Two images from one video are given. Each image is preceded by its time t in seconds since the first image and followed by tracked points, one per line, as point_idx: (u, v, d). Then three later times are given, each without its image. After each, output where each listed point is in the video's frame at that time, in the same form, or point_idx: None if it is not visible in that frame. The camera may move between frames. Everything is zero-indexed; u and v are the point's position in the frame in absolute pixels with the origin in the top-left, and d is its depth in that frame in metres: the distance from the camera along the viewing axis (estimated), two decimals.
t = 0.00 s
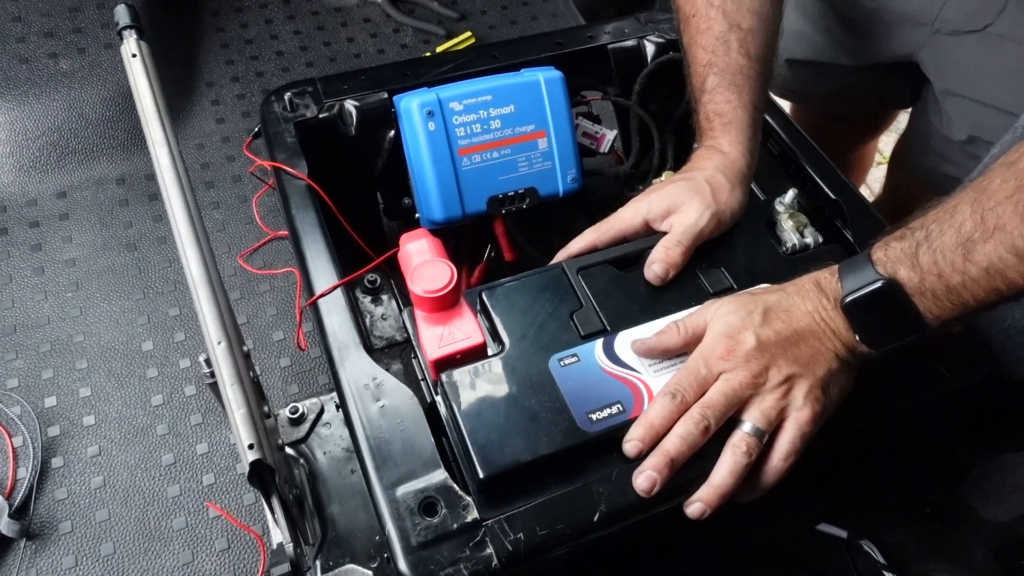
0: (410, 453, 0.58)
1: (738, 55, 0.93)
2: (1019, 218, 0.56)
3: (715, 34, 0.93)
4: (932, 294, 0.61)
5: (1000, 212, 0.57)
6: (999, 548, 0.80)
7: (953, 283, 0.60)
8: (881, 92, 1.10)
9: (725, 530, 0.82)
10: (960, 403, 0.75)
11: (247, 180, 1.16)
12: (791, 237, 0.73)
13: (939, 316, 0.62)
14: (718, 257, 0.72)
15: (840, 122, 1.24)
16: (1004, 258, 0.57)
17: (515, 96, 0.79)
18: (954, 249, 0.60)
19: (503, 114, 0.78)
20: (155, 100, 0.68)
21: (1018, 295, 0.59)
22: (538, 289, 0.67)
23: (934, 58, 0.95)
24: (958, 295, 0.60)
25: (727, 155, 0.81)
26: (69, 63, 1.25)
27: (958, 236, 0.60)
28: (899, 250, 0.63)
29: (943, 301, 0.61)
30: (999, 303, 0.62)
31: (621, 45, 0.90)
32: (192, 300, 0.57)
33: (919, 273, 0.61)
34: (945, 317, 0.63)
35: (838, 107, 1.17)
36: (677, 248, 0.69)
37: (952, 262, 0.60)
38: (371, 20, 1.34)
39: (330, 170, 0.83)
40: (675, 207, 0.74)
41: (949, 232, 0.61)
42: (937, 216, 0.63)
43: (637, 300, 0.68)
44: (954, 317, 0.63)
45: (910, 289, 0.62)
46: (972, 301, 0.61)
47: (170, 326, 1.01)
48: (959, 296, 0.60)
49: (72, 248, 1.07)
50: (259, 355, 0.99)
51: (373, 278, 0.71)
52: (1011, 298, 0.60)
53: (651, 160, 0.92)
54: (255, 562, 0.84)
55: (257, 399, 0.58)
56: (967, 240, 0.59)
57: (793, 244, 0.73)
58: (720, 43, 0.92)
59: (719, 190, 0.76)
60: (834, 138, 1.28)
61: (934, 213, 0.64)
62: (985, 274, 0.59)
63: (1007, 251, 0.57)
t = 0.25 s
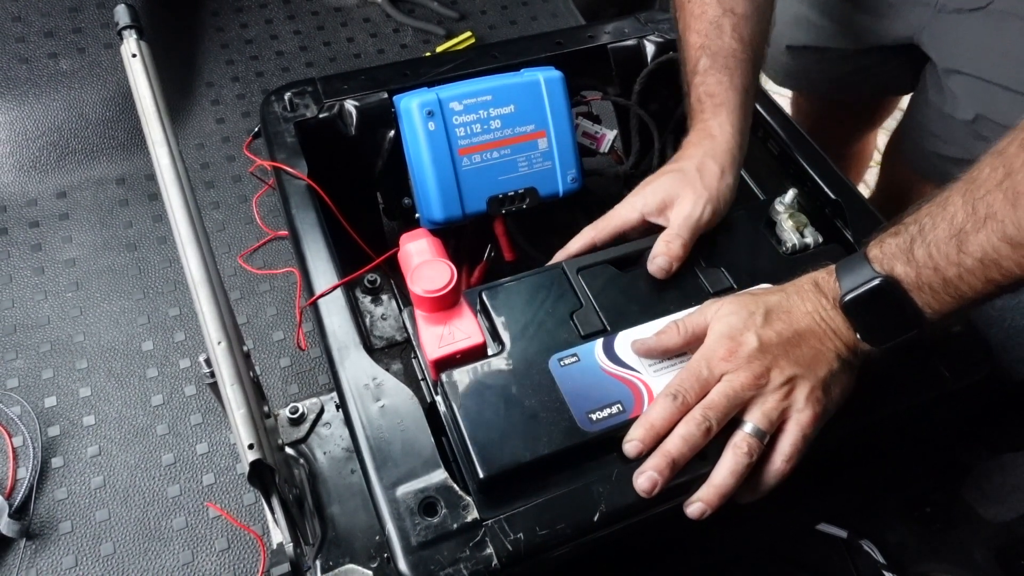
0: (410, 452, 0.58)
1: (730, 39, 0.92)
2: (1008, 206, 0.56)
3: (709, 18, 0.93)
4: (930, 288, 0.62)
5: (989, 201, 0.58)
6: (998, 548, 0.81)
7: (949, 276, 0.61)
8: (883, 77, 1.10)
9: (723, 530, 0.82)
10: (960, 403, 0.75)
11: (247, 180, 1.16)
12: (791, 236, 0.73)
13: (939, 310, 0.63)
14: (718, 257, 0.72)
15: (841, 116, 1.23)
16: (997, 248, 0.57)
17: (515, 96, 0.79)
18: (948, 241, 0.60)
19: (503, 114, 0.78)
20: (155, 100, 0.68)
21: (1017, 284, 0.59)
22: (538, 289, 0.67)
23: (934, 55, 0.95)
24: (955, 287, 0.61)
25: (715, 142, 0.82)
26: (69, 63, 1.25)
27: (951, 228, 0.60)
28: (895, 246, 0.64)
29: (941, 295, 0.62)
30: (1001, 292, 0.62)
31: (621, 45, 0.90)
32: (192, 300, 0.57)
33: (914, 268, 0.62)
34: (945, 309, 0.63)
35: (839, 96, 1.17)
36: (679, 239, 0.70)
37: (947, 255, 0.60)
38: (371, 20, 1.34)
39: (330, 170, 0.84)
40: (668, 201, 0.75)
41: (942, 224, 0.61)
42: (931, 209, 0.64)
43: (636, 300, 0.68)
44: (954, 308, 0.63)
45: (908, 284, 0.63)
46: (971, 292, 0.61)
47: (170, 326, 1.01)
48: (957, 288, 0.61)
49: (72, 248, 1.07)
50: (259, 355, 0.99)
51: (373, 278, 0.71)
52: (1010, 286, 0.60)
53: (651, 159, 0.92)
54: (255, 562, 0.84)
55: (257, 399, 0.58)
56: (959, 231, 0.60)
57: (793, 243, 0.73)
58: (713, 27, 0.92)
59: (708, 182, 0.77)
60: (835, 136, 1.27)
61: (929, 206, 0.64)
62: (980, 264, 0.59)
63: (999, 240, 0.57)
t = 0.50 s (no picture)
0: (410, 452, 0.58)
1: None
2: (1002, 194, 0.56)
3: None
4: (929, 281, 0.62)
5: (983, 190, 0.58)
6: (998, 548, 0.81)
7: (946, 267, 0.61)
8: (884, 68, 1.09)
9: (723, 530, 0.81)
10: (960, 403, 0.75)
11: (247, 180, 1.16)
12: (791, 237, 0.73)
13: (937, 303, 0.63)
14: (718, 257, 0.72)
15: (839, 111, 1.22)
16: (993, 236, 0.57)
17: (515, 96, 0.79)
18: (943, 232, 0.60)
19: (503, 114, 0.78)
20: (155, 100, 0.68)
21: (1014, 273, 0.59)
22: (538, 290, 0.67)
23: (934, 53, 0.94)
24: (953, 278, 0.61)
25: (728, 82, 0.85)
26: (69, 62, 1.25)
27: (946, 220, 0.61)
28: (891, 240, 0.64)
29: (939, 287, 0.62)
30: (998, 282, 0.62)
31: (621, 45, 0.90)
32: (192, 300, 0.57)
33: (912, 260, 0.62)
34: (944, 301, 0.63)
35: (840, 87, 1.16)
36: (702, 180, 0.74)
37: (944, 246, 0.60)
38: (371, 20, 1.34)
39: (330, 170, 0.84)
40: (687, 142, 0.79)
41: (938, 216, 0.62)
42: (926, 202, 0.64)
43: (636, 300, 0.68)
44: (953, 301, 0.63)
45: (906, 278, 0.63)
46: (969, 283, 0.61)
47: (170, 326, 1.01)
48: (955, 280, 0.61)
49: (72, 248, 1.07)
50: (259, 355, 0.99)
51: (373, 278, 0.71)
52: (1007, 276, 0.60)
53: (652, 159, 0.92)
54: (255, 562, 0.84)
55: (257, 399, 0.58)
56: (955, 221, 0.60)
57: (793, 244, 0.73)
58: None
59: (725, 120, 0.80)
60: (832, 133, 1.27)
61: (923, 200, 0.65)
62: (977, 254, 0.59)
63: (994, 228, 0.57)
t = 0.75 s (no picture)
0: (410, 453, 0.58)
1: None
2: (1007, 194, 0.56)
3: None
4: (933, 283, 0.62)
5: (988, 191, 0.58)
6: (998, 548, 0.81)
7: (951, 269, 0.61)
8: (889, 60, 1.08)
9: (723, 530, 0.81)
10: (960, 403, 0.75)
11: (247, 180, 1.16)
12: (791, 237, 0.73)
13: (943, 306, 0.63)
14: (718, 257, 0.72)
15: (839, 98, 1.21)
16: (998, 237, 0.57)
17: (515, 96, 0.79)
18: (949, 233, 0.60)
19: (503, 114, 0.78)
20: (155, 100, 0.68)
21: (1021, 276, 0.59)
22: (538, 290, 0.67)
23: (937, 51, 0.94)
24: (958, 280, 0.61)
25: (754, 16, 0.90)
26: (69, 62, 1.25)
27: (951, 221, 0.61)
28: (896, 243, 0.64)
29: (944, 289, 0.62)
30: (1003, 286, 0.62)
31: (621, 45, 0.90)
32: (193, 300, 0.57)
33: (917, 262, 0.62)
34: (950, 304, 0.63)
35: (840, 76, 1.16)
36: (737, 108, 0.80)
37: (948, 248, 0.60)
38: (371, 20, 1.34)
39: (330, 170, 0.83)
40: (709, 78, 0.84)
41: (943, 218, 0.62)
42: (931, 205, 0.64)
43: (637, 300, 0.68)
44: (959, 304, 0.63)
45: (911, 281, 0.63)
46: (974, 286, 0.61)
47: (170, 326, 1.01)
48: (960, 282, 0.61)
49: (72, 248, 1.07)
50: (259, 356, 0.99)
51: (373, 278, 0.71)
52: (1014, 279, 0.60)
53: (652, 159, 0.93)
54: (255, 562, 0.84)
55: (257, 399, 0.58)
56: (960, 222, 0.60)
57: (793, 244, 0.73)
58: None
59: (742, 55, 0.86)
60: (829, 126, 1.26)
61: (928, 203, 0.65)
62: (982, 255, 0.59)
63: (1000, 229, 0.57)
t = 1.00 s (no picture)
0: (410, 453, 0.58)
1: None
2: (1017, 204, 0.57)
3: None
4: (938, 291, 0.62)
5: (999, 201, 0.59)
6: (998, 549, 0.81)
7: (958, 278, 0.61)
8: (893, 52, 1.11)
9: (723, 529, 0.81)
10: (960, 403, 0.75)
11: (246, 180, 1.16)
12: (791, 237, 0.73)
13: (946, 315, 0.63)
14: (718, 257, 0.72)
15: (839, 92, 1.24)
16: (1007, 248, 0.58)
17: (515, 96, 0.79)
18: (957, 241, 0.61)
19: (503, 114, 0.78)
20: (155, 100, 0.68)
21: None
22: (538, 290, 0.67)
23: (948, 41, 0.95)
24: (963, 289, 0.61)
25: None
26: (69, 62, 1.25)
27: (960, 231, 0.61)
28: (904, 248, 0.63)
29: (949, 298, 0.62)
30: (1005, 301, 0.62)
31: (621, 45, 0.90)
32: (192, 300, 0.57)
33: (924, 269, 0.62)
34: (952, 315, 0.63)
35: (843, 70, 1.18)
36: None
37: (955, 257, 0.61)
38: (371, 20, 1.34)
39: (330, 170, 0.83)
40: None
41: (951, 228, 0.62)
42: (941, 215, 0.65)
43: (637, 300, 0.68)
44: (961, 315, 0.63)
45: (917, 288, 0.62)
46: (977, 296, 0.61)
47: (170, 326, 1.01)
48: (964, 292, 0.61)
49: (71, 248, 1.07)
50: (259, 356, 0.99)
51: (372, 278, 0.71)
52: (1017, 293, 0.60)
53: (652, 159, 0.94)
54: (255, 562, 0.84)
55: (257, 399, 0.58)
56: (969, 230, 0.61)
57: (793, 244, 0.73)
58: None
59: None
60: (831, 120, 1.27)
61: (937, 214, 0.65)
62: (989, 265, 0.59)
63: (1008, 239, 0.57)
